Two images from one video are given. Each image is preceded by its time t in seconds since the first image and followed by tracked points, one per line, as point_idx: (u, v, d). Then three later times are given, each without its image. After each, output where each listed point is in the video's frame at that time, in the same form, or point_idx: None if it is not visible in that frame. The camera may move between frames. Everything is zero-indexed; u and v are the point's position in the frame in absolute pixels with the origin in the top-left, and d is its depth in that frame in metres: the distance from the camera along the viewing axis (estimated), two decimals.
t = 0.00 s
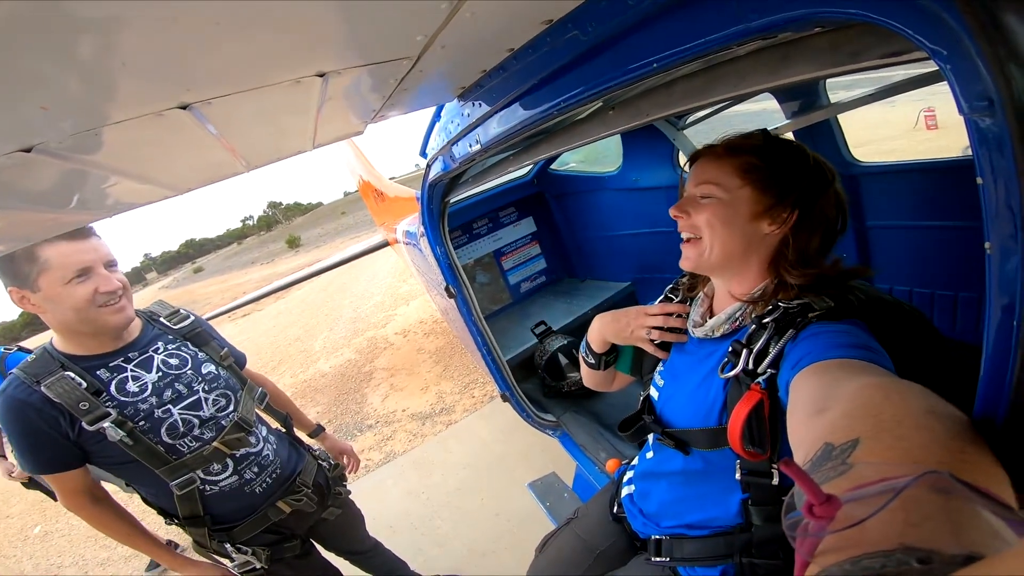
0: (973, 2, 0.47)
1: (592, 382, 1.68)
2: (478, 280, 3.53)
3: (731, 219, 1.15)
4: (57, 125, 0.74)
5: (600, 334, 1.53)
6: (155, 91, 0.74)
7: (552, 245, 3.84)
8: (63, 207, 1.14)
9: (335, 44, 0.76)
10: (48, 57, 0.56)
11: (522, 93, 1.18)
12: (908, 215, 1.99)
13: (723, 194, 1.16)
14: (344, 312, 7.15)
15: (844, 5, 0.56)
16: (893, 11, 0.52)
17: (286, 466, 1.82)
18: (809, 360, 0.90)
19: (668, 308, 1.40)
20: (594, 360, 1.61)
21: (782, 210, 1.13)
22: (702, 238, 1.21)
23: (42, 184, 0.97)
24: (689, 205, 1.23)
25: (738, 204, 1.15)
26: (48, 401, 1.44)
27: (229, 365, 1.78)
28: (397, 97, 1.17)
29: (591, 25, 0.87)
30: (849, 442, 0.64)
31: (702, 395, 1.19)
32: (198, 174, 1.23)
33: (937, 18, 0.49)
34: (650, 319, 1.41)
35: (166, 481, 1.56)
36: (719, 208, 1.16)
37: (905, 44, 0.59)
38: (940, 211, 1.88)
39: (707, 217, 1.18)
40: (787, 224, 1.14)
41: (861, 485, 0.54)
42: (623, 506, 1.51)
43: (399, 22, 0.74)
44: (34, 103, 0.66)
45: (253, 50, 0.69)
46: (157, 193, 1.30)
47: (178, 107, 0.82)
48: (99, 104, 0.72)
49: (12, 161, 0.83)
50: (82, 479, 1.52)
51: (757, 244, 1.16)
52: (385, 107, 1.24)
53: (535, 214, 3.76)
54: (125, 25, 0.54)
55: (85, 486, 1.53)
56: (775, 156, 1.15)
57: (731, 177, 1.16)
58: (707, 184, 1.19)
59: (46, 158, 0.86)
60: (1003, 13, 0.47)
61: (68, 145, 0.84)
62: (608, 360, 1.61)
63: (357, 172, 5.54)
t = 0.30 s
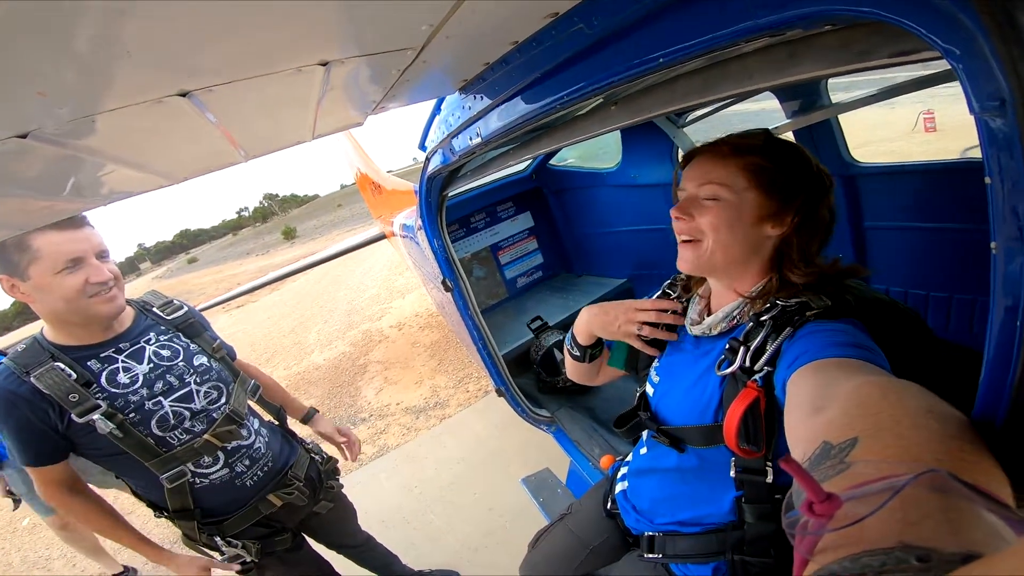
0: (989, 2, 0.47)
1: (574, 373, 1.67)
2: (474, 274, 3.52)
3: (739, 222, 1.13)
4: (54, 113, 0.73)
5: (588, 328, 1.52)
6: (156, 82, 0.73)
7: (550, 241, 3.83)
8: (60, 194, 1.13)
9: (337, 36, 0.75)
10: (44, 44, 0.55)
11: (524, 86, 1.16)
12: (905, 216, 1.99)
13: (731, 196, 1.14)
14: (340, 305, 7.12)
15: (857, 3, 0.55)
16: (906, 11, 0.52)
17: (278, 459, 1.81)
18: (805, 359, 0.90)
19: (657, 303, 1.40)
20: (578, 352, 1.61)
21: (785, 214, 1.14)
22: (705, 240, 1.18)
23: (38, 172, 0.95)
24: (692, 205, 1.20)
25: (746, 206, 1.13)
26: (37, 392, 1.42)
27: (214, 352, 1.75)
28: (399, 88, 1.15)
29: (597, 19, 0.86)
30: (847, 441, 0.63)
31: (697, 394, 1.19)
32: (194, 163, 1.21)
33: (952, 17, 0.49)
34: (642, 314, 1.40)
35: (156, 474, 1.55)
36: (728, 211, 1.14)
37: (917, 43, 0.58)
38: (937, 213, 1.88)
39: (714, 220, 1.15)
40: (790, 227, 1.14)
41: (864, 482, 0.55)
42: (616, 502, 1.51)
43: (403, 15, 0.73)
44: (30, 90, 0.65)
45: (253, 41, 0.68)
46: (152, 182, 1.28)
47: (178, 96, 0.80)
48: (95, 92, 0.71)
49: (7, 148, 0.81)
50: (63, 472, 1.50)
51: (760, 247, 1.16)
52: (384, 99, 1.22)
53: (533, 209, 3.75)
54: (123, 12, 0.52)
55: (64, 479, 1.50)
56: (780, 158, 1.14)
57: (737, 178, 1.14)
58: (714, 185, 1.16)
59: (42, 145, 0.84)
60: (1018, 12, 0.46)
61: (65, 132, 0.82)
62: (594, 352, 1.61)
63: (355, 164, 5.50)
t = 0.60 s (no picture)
0: None
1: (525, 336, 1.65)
2: (470, 267, 3.49)
3: (752, 224, 1.10)
4: (44, 86, 0.70)
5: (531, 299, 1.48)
6: (154, 59, 0.69)
7: (548, 235, 3.78)
8: (54, 174, 1.10)
9: (339, 22, 0.73)
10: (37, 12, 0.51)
11: (530, 74, 1.13)
12: (905, 217, 1.98)
13: (743, 198, 1.09)
14: (333, 296, 7.07)
15: None
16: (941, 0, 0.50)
17: (267, 449, 1.78)
18: (805, 359, 0.88)
19: (575, 265, 1.31)
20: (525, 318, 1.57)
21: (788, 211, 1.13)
22: (718, 247, 1.11)
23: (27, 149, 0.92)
24: (701, 210, 1.12)
25: (757, 208, 1.10)
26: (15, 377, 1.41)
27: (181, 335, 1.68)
28: (403, 75, 1.12)
29: (613, 4, 0.82)
30: (861, 439, 0.62)
31: (697, 391, 1.17)
32: (186, 146, 1.17)
33: (990, 7, 0.47)
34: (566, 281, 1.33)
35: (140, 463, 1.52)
36: (741, 214, 1.09)
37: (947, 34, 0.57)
38: (936, 214, 1.88)
39: (728, 225, 1.10)
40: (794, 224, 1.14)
41: (886, 480, 0.55)
42: (610, 498, 1.49)
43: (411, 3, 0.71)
44: (24, 63, 0.61)
45: (252, 21, 0.65)
46: (143, 164, 1.24)
47: (181, 68, 0.75)
48: (88, 67, 0.67)
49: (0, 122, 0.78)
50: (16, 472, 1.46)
51: (768, 245, 1.14)
52: (387, 86, 1.19)
53: (531, 203, 3.72)
54: None
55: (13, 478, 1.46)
56: (781, 154, 1.12)
57: (746, 179, 1.10)
58: (726, 188, 1.10)
59: (32, 121, 0.81)
60: None
61: (60, 109, 0.79)
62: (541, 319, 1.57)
63: (351, 154, 5.45)
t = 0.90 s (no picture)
0: None
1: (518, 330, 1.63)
2: (466, 265, 3.49)
3: (747, 232, 1.10)
4: (36, 80, 0.69)
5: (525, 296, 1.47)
6: (148, 52, 0.68)
7: (543, 235, 3.80)
8: (48, 167, 1.09)
9: (338, 18, 0.72)
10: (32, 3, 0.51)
11: (529, 73, 1.12)
12: (899, 220, 1.99)
13: (737, 206, 1.09)
14: (327, 293, 7.05)
15: None
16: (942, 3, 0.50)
17: (259, 446, 1.77)
18: (803, 360, 0.88)
19: (572, 267, 1.30)
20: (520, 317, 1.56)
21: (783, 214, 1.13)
22: (715, 256, 1.12)
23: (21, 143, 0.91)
24: (696, 219, 1.12)
25: (751, 215, 1.10)
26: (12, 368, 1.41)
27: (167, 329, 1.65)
28: (401, 73, 1.12)
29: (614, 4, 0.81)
30: (853, 442, 0.62)
31: (693, 392, 1.18)
32: (180, 141, 1.16)
33: (991, 10, 0.47)
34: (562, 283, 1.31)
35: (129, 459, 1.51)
36: (736, 223, 1.09)
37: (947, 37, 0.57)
38: (929, 218, 1.89)
39: (724, 234, 1.10)
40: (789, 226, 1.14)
41: (878, 482, 0.55)
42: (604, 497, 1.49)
43: None
44: (19, 55, 0.61)
45: (250, 17, 0.65)
46: (137, 158, 1.23)
47: (179, 62, 0.74)
48: (80, 59, 0.66)
49: None
50: None
51: (765, 249, 1.14)
52: (385, 83, 1.19)
53: (527, 202, 3.72)
54: None
55: None
56: (773, 157, 1.11)
57: (739, 187, 1.09)
58: (720, 197, 1.09)
59: (27, 114, 0.80)
60: None
61: (53, 101, 0.77)
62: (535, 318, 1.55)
63: (348, 151, 5.43)
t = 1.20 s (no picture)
0: None
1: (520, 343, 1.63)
2: (462, 263, 3.49)
3: (714, 233, 1.10)
4: (31, 71, 0.68)
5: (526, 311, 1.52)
6: (144, 43, 0.66)
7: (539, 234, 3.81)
8: (42, 160, 1.08)
9: (337, 12, 0.72)
10: None
11: (528, 70, 1.12)
12: (894, 221, 1.99)
13: (702, 208, 1.10)
14: (323, 290, 7.03)
15: None
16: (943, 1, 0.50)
17: (250, 443, 1.76)
18: (799, 359, 0.88)
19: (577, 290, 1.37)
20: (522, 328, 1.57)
21: (758, 215, 1.10)
22: (682, 254, 1.16)
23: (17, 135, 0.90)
24: (665, 218, 1.17)
25: (717, 216, 1.10)
26: None
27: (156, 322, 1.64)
28: (400, 69, 1.11)
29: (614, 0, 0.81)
30: (850, 442, 0.62)
31: (688, 391, 1.18)
32: (177, 136, 1.16)
33: (993, 7, 0.47)
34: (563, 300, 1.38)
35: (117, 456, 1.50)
36: (699, 224, 1.11)
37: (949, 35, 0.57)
38: (924, 219, 1.90)
39: (688, 234, 1.12)
40: (767, 228, 1.11)
41: (875, 482, 0.55)
42: (599, 496, 1.49)
43: None
44: (12, 45, 0.59)
45: (249, 10, 0.64)
46: (132, 153, 1.23)
47: (177, 54, 0.73)
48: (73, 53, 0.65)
49: None
50: None
51: (739, 250, 1.13)
52: (383, 78, 1.18)
53: (523, 200, 3.72)
54: None
55: None
56: (745, 157, 1.10)
57: (702, 187, 1.11)
58: (685, 198, 1.12)
59: (22, 106, 0.79)
60: None
61: (51, 91, 0.76)
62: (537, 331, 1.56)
63: (345, 149, 5.42)
